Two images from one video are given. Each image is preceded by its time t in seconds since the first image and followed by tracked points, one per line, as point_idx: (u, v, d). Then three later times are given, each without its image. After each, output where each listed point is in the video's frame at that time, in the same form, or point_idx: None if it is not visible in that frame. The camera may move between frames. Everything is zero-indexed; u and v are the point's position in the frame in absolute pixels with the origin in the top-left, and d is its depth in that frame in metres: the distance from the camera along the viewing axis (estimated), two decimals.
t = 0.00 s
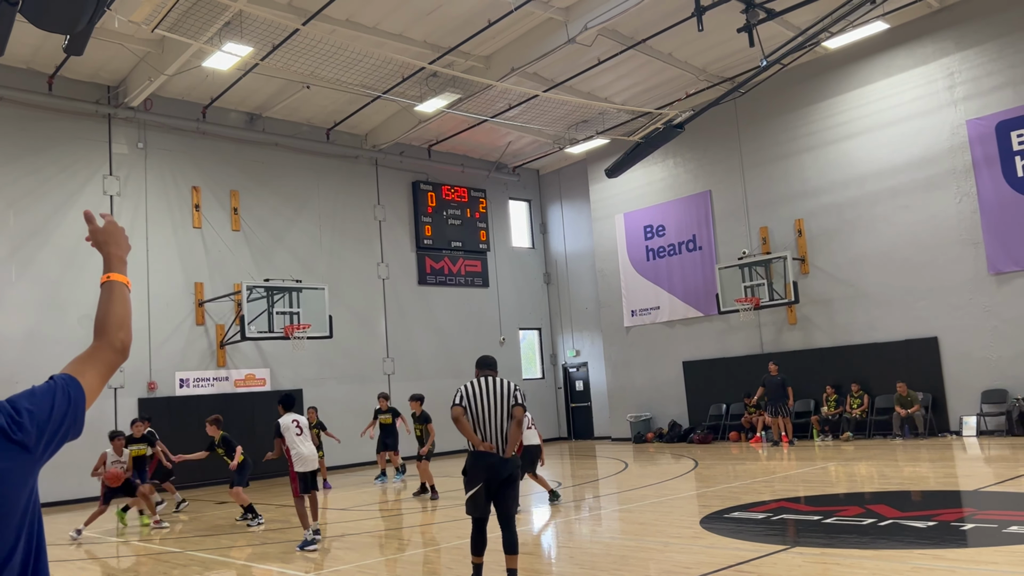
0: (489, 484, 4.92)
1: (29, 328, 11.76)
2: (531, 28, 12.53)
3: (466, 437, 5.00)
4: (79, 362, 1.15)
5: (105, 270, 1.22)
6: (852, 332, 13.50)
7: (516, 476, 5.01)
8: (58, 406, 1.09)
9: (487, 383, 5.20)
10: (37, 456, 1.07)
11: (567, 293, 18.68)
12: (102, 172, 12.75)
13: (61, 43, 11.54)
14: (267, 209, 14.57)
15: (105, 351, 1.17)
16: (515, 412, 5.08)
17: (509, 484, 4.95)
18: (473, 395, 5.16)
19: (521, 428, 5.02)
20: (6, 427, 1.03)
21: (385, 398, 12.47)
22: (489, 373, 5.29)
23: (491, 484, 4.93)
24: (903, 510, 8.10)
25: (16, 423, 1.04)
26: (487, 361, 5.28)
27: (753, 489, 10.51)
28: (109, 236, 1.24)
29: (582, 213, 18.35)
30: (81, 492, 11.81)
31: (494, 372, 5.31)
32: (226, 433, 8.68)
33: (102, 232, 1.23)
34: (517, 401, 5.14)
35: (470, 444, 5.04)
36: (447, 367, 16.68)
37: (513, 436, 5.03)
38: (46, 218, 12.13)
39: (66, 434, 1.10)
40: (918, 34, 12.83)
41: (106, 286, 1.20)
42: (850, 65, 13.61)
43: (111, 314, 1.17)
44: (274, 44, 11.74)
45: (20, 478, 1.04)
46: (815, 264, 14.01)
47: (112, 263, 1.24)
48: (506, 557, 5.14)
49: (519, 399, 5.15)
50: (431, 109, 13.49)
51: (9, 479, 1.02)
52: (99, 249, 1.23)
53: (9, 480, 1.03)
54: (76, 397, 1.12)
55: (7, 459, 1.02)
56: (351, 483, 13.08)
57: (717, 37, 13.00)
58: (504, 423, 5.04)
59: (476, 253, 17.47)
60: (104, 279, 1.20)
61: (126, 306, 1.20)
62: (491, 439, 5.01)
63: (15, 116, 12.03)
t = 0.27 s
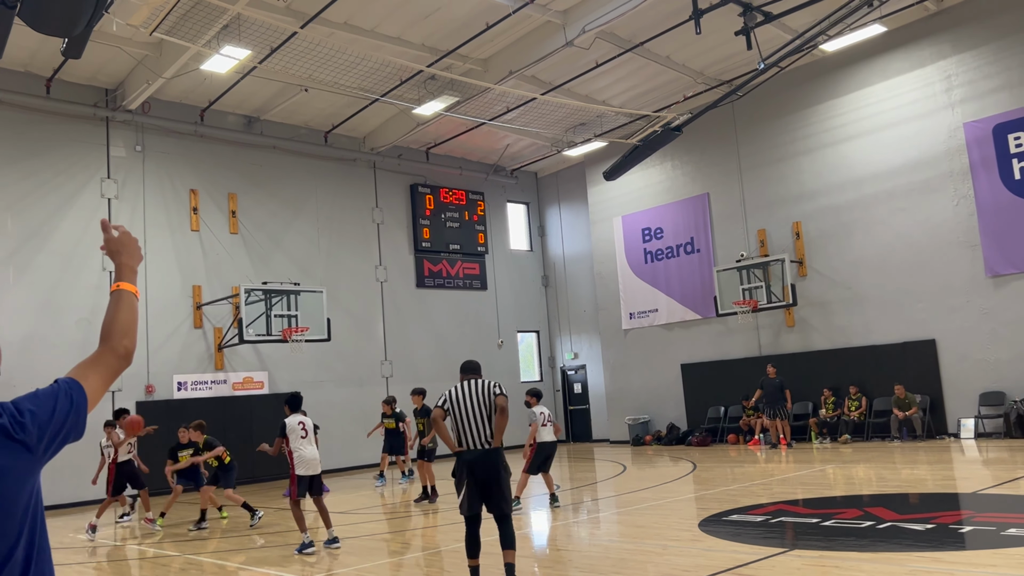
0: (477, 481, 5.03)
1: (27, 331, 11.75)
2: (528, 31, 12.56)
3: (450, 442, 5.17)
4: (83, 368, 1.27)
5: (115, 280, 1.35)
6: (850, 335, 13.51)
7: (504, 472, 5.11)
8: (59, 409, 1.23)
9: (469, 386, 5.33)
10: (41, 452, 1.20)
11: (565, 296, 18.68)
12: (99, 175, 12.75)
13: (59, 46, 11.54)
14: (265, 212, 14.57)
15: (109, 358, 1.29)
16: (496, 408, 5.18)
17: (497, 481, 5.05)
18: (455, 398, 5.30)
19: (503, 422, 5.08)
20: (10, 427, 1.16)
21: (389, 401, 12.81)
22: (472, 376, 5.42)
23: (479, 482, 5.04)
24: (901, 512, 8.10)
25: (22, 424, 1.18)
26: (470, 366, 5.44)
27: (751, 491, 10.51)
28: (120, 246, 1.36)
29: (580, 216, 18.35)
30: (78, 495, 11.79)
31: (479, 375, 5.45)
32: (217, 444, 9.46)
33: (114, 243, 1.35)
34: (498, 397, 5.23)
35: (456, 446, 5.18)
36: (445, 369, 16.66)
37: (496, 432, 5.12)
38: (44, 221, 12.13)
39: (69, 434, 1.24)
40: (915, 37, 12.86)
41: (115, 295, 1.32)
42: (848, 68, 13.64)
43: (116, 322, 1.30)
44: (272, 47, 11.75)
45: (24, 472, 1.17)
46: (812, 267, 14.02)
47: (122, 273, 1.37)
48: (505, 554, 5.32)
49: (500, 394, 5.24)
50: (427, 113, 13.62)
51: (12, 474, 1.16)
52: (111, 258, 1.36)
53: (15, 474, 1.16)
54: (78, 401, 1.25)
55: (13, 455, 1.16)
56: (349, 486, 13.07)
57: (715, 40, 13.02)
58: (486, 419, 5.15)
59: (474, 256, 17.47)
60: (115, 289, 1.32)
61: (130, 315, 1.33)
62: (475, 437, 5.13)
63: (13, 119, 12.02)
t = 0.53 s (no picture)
0: (467, 479, 5.10)
1: (25, 332, 11.74)
2: (527, 33, 12.57)
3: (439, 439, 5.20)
4: (91, 374, 1.29)
5: (132, 296, 1.38)
6: (848, 336, 13.53)
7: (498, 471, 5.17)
8: (68, 411, 1.24)
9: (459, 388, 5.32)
10: (46, 453, 1.21)
11: (564, 297, 18.69)
12: (98, 176, 12.75)
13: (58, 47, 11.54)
14: (264, 213, 14.57)
15: (118, 366, 1.31)
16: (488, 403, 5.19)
17: (489, 480, 5.13)
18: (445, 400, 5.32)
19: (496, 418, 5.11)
20: (18, 425, 1.18)
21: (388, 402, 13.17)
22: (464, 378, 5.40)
23: (470, 480, 5.11)
24: (899, 514, 8.11)
25: (31, 421, 1.19)
26: (463, 367, 5.46)
27: (750, 493, 10.51)
28: (140, 267, 1.41)
29: (578, 217, 18.37)
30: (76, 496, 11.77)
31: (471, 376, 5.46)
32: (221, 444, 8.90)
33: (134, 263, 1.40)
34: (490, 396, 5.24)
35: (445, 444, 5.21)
36: (444, 371, 16.66)
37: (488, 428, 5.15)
38: (42, 222, 12.12)
39: (76, 436, 1.25)
40: (913, 39, 12.88)
41: (132, 310, 1.35)
42: (846, 70, 13.66)
43: (128, 333, 1.32)
44: (271, 49, 11.76)
45: (29, 472, 1.17)
46: (811, 269, 14.04)
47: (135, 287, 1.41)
48: (506, 550, 5.42)
49: (491, 396, 5.23)
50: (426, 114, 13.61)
51: (22, 472, 1.16)
52: (128, 276, 1.40)
53: (23, 474, 1.17)
54: (87, 404, 1.26)
55: (20, 454, 1.17)
56: (348, 488, 13.06)
57: (713, 42, 13.04)
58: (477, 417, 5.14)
59: (473, 257, 17.47)
60: (131, 304, 1.35)
61: (140, 325, 1.36)
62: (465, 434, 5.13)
63: (11, 120, 12.01)
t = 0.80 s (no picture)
0: (465, 478, 5.10)
1: (22, 332, 11.72)
2: (526, 33, 12.57)
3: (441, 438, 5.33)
4: (95, 381, 1.31)
5: (147, 311, 1.42)
6: (846, 337, 13.54)
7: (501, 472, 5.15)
8: (68, 414, 1.25)
9: (462, 390, 5.35)
10: (43, 458, 1.22)
11: (562, 297, 18.69)
12: (96, 175, 12.73)
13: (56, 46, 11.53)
14: (263, 213, 14.55)
15: (122, 374, 1.33)
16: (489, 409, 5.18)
17: (488, 480, 5.08)
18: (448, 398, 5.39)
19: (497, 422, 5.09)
20: (16, 424, 1.19)
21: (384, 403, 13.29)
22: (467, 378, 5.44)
23: (469, 479, 5.09)
24: (897, 515, 8.12)
25: (27, 422, 1.20)
26: (467, 366, 5.49)
27: (748, 494, 10.52)
28: (161, 284, 1.44)
29: (577, 218, 18.37)
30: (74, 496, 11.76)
31: (475, 374, 5.49)
32: (207, 438, 10.27)
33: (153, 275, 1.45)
34: (493, 399, 5.24)
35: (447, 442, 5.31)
36: (442, 370, 16.65)
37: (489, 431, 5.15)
38: (41, 221, 12.11)
39: (73, 442, 1.25)
40: (912, 41, 12.90)
41: (142, 323, 1.39)
42: (845, 71, 13.67)
43: (137, 344, 1.35)
44: (269, 48, 11.76)
45: (25, 472, 1.18)
46: (809, 269, 14.05)
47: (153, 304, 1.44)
48: (502, 554, 5.38)
49: (492, 399, 5.24)
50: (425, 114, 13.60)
51: (16, 472, 1.17)
52: (148, 293, 1.43)
53: (18, 475, 1.17)
54: (87, 410, 1.27)
55: (16, 453, 1.18)
56: (346, 488, 13.06)
57: (712, 43, 13.05)
58: (478, 420, 5.16)
59: (471, 257, 17.47)
60: (143, 317, 1.39)
61: (150, 339, 1.38)
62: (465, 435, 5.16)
63: (10, 119, 12.00)
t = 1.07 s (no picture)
0: (464, 478, 5.12)
1: (18, 331, 11.70)
2: (523, 33, 12.57)
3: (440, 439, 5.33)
4: (93, 386, 1.33)
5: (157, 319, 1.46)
6: (842, 338, 13.56)
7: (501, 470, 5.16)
8: (60, 415, 1.27)
9: (462, 388, 5.33)
10: (31, 458, 1.23)
11: (559, 297, 18.70)
12: (93, 174, 12.72)
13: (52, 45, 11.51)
14: (259, 212, 14.54)
15: (121, 381, 1.35)
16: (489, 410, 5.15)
17: (487, 480, 5.10)
18: (447, 398, 5.37)
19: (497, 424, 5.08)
20: (5, 425, 1.22)
21: (387, 403, 13.27)
22: (468, 375, 5.41)
23: (468, 479, 5.12)
24: (891, 515, 8.13)
25: (16, 424, 1.23)
26: (466, 364, 5.44)
27: (743, 494, 10.53)
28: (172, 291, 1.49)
29: (574, 218, 18.38)
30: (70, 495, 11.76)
31: (475, 372, 5.45)
32: (179, 428, 10.44)
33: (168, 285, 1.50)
34: (492, 400, 5.21)
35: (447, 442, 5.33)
36: (438, 370, 16.65)
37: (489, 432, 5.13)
38: (37, 220, 12.09)
39: (64, 444, 1.27)
40: (909, 42, 12.91)
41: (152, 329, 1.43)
42: (842, 72, 13.69)
43: (141, 350, 1.37)
44: (266, 48, 11.76)
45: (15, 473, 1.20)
46: (805, 270, 14.07)
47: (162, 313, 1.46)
48: (497, 553, 5.40)
49: (491, 398, 5.20)
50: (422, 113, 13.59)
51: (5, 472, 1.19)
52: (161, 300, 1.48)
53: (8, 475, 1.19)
54: (80, 413, 1.29)
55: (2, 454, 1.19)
56: (342, 487, 13.06)
57: (709, 43, 13.06)
58: (477, 420, 5.15)
59: (468, 257, 17.46)
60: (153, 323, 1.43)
61: (154, 349, 1.40)
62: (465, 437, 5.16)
63: (6, 117, 11.98)
